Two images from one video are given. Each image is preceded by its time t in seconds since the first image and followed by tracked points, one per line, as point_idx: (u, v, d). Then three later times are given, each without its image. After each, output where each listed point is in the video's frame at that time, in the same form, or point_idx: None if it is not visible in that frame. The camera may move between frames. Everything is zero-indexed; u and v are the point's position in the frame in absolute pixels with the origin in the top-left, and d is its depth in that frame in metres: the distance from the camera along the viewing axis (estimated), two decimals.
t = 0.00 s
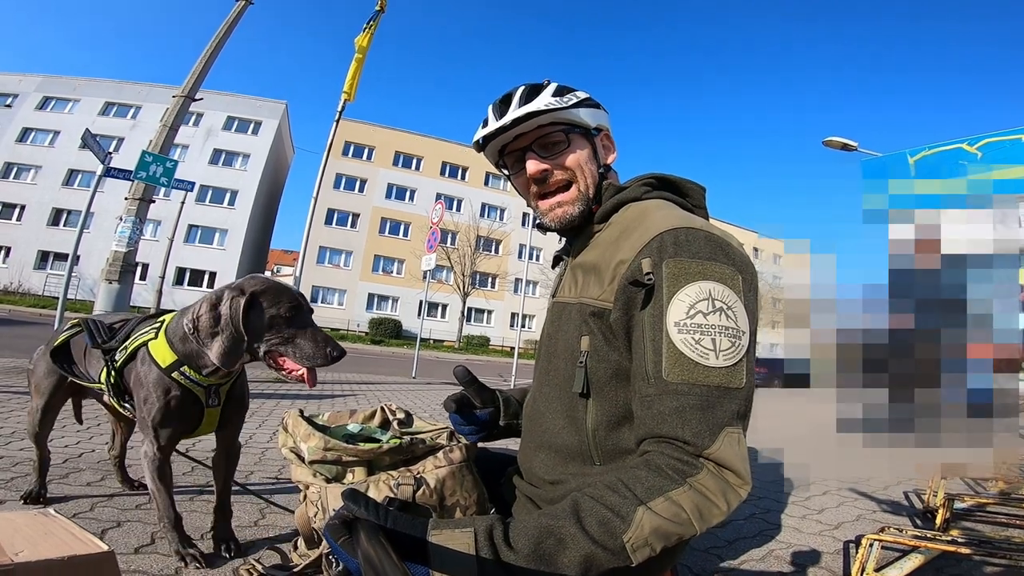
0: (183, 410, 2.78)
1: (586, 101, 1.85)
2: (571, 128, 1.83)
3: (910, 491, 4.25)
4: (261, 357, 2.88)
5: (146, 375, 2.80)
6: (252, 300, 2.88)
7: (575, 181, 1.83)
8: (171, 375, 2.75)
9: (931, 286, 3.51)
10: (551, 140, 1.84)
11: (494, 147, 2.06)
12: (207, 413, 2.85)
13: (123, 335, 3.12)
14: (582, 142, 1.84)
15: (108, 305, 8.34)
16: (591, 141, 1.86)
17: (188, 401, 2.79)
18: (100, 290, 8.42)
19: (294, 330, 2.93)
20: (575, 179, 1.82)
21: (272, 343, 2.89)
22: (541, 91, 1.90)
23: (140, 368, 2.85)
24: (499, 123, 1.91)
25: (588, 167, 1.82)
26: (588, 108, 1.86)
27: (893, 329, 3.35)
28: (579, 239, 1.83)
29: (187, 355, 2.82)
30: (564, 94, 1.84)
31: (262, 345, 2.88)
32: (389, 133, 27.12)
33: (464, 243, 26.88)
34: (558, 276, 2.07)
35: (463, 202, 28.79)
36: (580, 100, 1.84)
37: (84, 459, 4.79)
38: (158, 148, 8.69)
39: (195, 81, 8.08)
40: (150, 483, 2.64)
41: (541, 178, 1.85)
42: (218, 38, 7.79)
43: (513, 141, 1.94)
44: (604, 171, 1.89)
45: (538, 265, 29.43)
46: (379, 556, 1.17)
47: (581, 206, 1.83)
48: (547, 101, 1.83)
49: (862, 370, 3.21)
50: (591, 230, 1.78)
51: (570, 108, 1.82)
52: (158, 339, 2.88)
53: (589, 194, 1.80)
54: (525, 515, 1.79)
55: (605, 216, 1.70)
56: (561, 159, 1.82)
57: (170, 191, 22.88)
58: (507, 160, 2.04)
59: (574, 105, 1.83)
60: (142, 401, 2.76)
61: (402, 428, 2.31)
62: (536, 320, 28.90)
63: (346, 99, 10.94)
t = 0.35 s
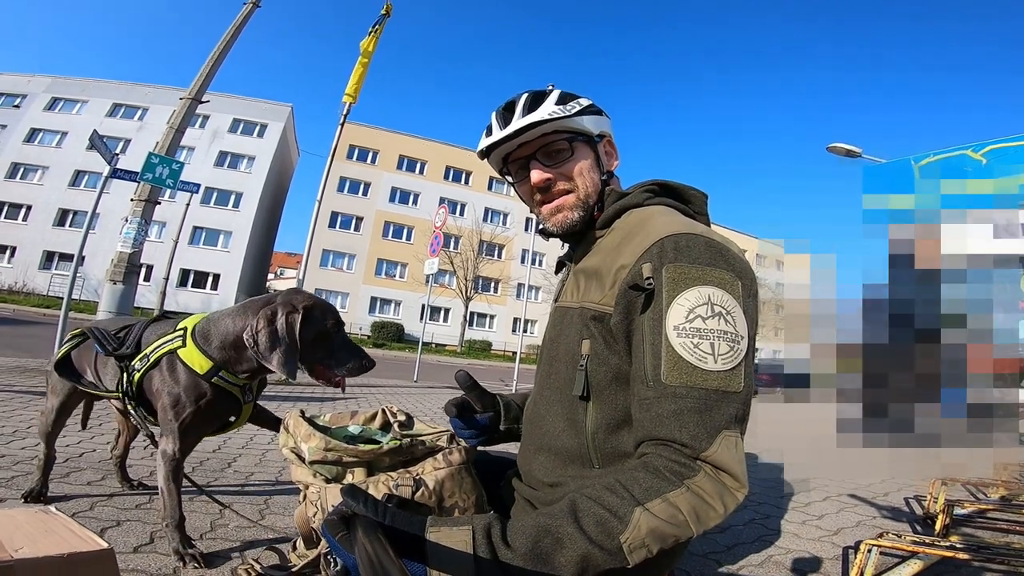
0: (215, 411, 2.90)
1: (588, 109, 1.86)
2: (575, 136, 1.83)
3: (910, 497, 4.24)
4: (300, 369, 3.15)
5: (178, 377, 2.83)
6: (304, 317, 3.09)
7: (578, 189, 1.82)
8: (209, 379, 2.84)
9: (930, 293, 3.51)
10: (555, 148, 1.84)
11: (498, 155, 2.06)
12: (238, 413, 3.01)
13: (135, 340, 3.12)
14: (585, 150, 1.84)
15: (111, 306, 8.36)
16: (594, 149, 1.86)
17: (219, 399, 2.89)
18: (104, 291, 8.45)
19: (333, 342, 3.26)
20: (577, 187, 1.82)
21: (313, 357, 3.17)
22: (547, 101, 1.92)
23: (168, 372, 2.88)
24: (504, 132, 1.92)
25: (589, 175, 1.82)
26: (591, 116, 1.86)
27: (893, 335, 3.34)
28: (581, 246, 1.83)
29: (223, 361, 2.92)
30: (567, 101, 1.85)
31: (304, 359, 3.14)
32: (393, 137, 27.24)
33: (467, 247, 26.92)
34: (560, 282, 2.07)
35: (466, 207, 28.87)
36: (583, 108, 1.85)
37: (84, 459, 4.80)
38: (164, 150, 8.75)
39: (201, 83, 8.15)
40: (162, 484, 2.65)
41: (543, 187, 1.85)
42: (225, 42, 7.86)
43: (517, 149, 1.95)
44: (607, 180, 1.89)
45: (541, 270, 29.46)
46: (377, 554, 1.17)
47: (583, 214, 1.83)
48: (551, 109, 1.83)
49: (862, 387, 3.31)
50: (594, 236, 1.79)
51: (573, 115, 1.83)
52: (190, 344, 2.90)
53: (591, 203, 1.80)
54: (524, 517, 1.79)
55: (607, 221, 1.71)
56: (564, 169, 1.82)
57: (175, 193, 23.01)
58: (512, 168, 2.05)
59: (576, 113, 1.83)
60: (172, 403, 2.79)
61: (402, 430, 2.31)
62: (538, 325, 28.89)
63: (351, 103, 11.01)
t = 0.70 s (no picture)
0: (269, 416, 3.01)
1: (593, 114, 1.87)
2: (577, 141, 1.84)
3: (911, 503, 4.23)
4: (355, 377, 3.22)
5: (244, 380, 2.90)
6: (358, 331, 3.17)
7: (578, 194, 1.83)
8: (276, 385, 2.96)
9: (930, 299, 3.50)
10: (557, 153, 1.85)
11: (501, 159, 2.06)
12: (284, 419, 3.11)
13: (203, 344, 3.17)
14: (589, 155, 1.85)
15: (113, 310, 8.37)
16: (598, 154, 1.87)
17: (270, 401, 2.97)
18: (105, 295, 8.46)
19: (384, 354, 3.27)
20: (577, 192, 1.82)
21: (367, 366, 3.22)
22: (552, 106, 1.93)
23: (236, 376, 2.92)
24: (506, 136, 1.92)
25: (593, 181, 1.83)
26: (595, 122, 1.87)
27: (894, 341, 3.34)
28: (583, 250, 1.84)
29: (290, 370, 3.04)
30: (570, 107, 1.86)
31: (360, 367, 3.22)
32: (395, 143, 27.35)
33: (468, 254, 26.97)
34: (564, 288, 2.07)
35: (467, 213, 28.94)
36: (586, 114, 1.86)
37: (84, 462, 4.78)
38: (168, 154, 8.79)
39: (205, 88, 8.20)
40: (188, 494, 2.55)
41: (546, 192, 1.86)
42: (229, 47, 7.91)
43: (520, 153, 1.94)
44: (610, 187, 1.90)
45: (542, 277, 29.49)
46: (379, 554, 1.18)
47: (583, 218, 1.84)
48: (555, 115, 1.84)
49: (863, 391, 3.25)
50: (594, 241, 1.80)
51: (576, 121, 1.84)
52: (263, 351, 3.00)
53: (592, 207, 1.81)
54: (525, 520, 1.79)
55: (608, 227, 1.71)
56: (568, 174, 1.83)
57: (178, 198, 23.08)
58: (514, 172, 2.05)
59: (581, 119, 1.84)
60: (234, 401, 2.85)
61: (404, 433, 2.30)
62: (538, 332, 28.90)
63: (353, 109, 11.06)
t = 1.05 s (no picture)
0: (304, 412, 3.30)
1: (593, 119, 1.88)
2: (577, 146, 1.84)
3: (911, 506, 4.22)
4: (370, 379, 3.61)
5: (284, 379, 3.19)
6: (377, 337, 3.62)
7: (579, 199, 1.83)
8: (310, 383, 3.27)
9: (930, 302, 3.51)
10: (557, 158, 1.85)
11: (501, 164, 2.05)
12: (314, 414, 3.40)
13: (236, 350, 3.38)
14: (589, 159, 1.86)
15: (111, 313, 8.35)
16: (598, 159, 1.87)
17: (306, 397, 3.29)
18: (104, 299, 8.45)
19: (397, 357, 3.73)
20: (576, 197, 1.83)
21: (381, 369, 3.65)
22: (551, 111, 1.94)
23: (276, 378, 3.19)
24: (506, 141, 1.92)
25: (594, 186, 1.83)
26: (594, 126, 1.88)
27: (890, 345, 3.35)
28: (582, 255, 1.85)
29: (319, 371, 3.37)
30: (570, 112, 1.86)
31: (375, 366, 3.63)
32: (394, 148, 27.40)
33: (467, 258, 26.98)
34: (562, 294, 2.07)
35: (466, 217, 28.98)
36: (586, 119, 1.87)
37: (81, 466, 4.76)
38: (167, 157, 8.80)
39: (205, 92, 8.21)
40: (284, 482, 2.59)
41: (545, 197, 1.86)
42: (229, 50, 7.94)
43: (520, 158, 1.94)
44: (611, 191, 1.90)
45: (541, 281, 29.50)
46: (377, 556, 1.17)
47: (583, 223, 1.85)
48: (554, 120, 1.85)
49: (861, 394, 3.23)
50: (594, 247, 1.80)
51: (576, 126, 1.84)
52: (296, 354, 3.29)
53: (593, 212, 1.81)
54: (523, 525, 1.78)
55: (607, 232, 1.72)
56: (568, 178, 1.83)
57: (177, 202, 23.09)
58: (513, 177, 2.04)
59: (581, 124, 1.85)
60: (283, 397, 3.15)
61: (402, 438, 2.27)
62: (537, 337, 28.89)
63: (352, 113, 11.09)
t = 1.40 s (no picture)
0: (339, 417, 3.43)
1: (554, 131, 1.80)
2: (538, 162, 1.81)
3: (911, 507, 4.22)
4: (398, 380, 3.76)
5: (320, 387, 3.31)
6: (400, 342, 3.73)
7: (546, 215, 1.83)
8: (343, 390, 3.40)
9: (929, 303, 3.53)
10: (522, 177, 1.87)
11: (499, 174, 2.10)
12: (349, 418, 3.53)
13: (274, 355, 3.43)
14: (554, 172, 1.80)
15: (109, 316, 8.33)
16: (565, 170, 1.80)
17: (339, 403, 3.41)
18: (103, 301, 8.43)
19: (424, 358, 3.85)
20: (544, 212, 1.83)
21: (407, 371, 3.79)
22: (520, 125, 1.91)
23: (310, 387, 3.29)
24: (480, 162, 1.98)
25: (557, 200, 1.79)
26: (556, 137, 1.79)
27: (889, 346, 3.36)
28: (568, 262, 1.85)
29: (351, 377, 3.49)
30: (529, 128, 1.83)
31: (400, 371, 3.76)
32: (394, 151, 27.42)
33: (466, 261, 26.99)
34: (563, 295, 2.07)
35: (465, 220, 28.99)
36: (545, 132, 1.80)
37: (79, 468, 4.73)
38: (167, 159, 8.80)
39: (204, 94, 8.22)
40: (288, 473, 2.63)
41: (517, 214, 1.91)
42: (229, 53, 7.95)
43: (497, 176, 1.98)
44: (584, 202, 1.81)
45: (540, 284, 29.52)
46: (376, 558, 1.17)
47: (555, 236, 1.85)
48: (510, 141, 1.85)
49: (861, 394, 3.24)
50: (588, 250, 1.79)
51: (532, 143, 1.80)
52: (330, 361, 3.39)
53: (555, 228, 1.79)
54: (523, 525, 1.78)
55: (607, 234, 1.70)
56: (531, 194, 1.84)
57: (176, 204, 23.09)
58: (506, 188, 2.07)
59: (539, 140, 1.80)
60: (317, 407, 3.26)
61: (401, 439, 2.24)
62: (536, 340, 28.91)
63: (351, 115, 11.11)
